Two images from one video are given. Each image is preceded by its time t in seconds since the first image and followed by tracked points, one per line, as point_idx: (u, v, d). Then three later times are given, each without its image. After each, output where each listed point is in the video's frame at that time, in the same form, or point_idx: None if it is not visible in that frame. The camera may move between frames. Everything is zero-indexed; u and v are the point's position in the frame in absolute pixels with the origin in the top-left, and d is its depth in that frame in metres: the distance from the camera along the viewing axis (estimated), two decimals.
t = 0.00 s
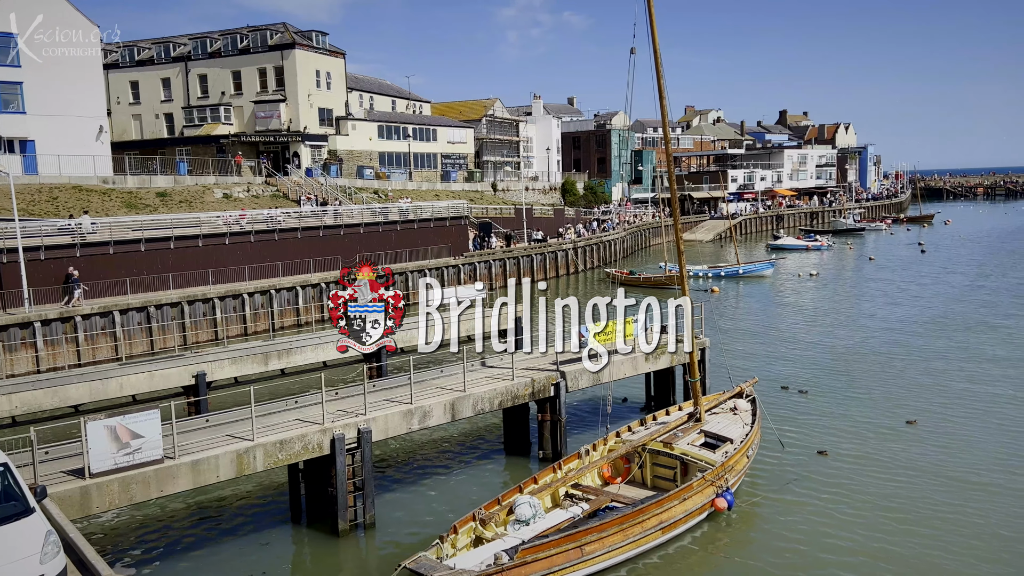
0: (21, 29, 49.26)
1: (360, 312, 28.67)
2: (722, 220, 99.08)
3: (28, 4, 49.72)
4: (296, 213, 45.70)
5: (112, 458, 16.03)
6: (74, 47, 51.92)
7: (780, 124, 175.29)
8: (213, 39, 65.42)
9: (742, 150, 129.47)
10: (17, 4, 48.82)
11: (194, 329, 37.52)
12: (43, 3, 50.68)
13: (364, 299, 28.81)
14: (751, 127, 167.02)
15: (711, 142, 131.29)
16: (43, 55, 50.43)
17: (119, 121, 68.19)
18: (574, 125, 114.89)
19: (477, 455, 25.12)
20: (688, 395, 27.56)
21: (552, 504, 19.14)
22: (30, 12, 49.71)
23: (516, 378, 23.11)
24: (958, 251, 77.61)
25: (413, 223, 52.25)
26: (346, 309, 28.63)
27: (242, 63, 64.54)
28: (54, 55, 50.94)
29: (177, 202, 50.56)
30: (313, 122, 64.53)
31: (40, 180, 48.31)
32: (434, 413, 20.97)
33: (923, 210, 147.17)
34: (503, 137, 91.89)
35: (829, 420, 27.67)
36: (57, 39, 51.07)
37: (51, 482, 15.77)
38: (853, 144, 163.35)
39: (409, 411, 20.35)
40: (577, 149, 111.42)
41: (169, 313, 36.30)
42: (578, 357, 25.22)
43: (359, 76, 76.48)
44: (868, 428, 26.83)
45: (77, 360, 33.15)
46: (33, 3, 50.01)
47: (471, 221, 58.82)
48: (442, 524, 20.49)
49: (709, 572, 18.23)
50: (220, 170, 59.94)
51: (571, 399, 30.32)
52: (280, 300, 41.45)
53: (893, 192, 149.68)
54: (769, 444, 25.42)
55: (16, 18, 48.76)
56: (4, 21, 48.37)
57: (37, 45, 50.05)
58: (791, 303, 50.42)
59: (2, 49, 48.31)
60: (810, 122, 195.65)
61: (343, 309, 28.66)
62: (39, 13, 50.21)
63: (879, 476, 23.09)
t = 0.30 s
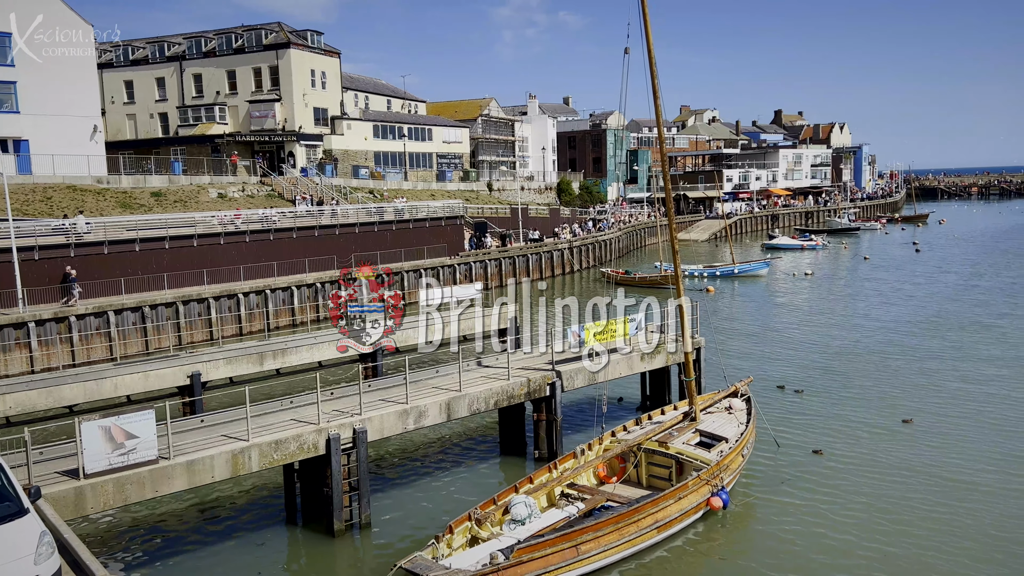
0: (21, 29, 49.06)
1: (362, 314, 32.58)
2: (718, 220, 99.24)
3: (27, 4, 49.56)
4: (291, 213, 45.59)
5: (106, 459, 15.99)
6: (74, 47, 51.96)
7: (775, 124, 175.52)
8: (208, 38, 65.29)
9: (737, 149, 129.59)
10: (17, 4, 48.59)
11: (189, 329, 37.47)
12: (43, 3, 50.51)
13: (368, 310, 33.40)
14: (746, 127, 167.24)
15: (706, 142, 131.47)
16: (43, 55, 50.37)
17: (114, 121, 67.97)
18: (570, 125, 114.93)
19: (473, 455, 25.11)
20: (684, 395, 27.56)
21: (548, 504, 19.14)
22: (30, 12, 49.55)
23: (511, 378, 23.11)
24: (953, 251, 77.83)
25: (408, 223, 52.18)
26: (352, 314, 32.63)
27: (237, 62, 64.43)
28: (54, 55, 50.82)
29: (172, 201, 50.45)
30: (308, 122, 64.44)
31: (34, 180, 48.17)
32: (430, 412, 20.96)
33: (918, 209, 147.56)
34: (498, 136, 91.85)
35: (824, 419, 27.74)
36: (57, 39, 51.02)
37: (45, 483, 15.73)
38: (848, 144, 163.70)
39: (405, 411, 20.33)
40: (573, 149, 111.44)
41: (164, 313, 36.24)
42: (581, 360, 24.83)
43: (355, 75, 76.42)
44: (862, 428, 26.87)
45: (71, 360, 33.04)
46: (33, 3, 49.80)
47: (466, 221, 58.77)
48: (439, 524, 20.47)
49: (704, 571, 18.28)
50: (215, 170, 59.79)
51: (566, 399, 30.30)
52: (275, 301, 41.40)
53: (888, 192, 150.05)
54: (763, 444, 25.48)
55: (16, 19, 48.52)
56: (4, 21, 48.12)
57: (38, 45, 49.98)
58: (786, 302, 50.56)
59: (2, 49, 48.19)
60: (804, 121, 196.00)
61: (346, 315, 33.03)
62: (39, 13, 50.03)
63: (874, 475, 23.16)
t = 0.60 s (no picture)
0: (21, 29, 49.52)
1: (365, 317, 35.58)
2: (713, 219, 99.38)
3: (28, 4, 50.09)
4: (286, 213, 45.48)
5: (101, 459, 15.95)
6: (73, 47, 52.24)
7: (769, 123, 175.76)
8: (202, 37, 65.14)
9: (732, 149, 129.73)
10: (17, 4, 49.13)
11: (183, 329, 37.39)
12: (43, 4, 51.07)
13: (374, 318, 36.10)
14: (741, 126, 167.51)
15: (701, 142, 131.59)
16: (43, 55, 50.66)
17: (108, 120, 67.73)
18: (565, 124, 114.99)
19: (469, 454, 25.12)
20: (679, 394, 27.59)
21: (543, 503, 19.17)
22: (30, 12, 50.07)
23: (507, 377, 23.12)
24: (947, 250, 78.13)
25: (404, 223, 52.12)
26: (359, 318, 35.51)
27: (232, 62, 64.30)
28: (54, 54, 51.17)
29: (166, 201, 50.31)
30: (303, 121, 64.34)
31: (28, 180, 47.99)
32: (425, 412, 20.96)
33: (913, 208, 148.01)
34: (493, 136, 91.80)
35: (819, 418, 27.82)
36: (57, 39, 51.33)
37: (39, 483, 15.68)
38: (842, 143, 164.05)
39: (400, 410, 20.32)
40: (568, 148, 111.44)
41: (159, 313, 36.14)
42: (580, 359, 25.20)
43: (350, 75, 76.34)
44: (856, 427, 26.92)
45: (65, 360, 32.94)
46: (33, 3, 50.37)
47: (462, 220, 58.73)
48: (434, 524, 20.46)
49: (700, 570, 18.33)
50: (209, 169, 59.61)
51: (562, 399, 30.29)
52: (270, 300, 41.34)
53: (882, 191, 150.50)
54: (758, 443, 25.53)
55: (16, 18, 48.99)
56: (4, 21, 48.56)
57: (37, 45, 50.28)
58: (781, 301, 50.68)
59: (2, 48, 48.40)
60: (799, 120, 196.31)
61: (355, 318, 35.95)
62: (38, 14, 50.56)
63: (868, 474, 23.24)
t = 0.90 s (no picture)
0: (21, 29, 49.63)
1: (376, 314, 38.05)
2: (707, 218, 99.54)
3: (29, 3, 50.06)
4: (279, 212, 45.33)
5: (94, 459, 15.89)
6: (72, 47, 52.30)
7: (763, 123, 176.08)
8: (195, 36, 64.96)
9: (726, 148, 129.93)
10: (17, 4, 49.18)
11: (177, 329, 37.28)
12: (44, 4, 50.96)
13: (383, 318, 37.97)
14: (735, 125, 167.78)
15: (695, 141, 131.81)
16: (43, 55, 50.78)
17: (100, 119, 67.42)
18: (559, 123, 114.97)
19: (463, 454, 25.11)
20: (673, 393, 27.61)
21: (537, 502, 19.18)
22: (30, 12, 50.05)
23: (501, 376, 23.12)
24: (940, 249, 78.44)
25: (398, 222, 52.00)
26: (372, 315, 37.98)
27: (225, 60, 64.15)
28: (54, 54, 51.28)
29: (160, 201, 50.15)
30: (297, 120, 64.22)
31: (21, 179, 47.77)
32: (420, 412, 20.94)
33: (906, 207, 148.45)
34: (488, 135, 91.74)
35: (813, 417, 27.89)
36: (58, 40, 51.42)
37: (31, 484, 15.62)
38: (836, 143, 164.42)
39: (394, 410, 20.32)
40: (562, 148, 111.43)
41: (152, 313, 36.03)
42: (577, 358, 25.37)
43: (343, 74, 76.26)
44: (850, 426, 27.00)
45: (58, 360, 32.81)
46: (34, 3, 50.30)
47: (456, 220, 58.69)
48: (429, 524, 20.43)
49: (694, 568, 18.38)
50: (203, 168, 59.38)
51: (556, 398, 30.30)
52: (264, 300, 41.26)
53: (876, 190, 150.95)
54: (752, 442, 25.59)
55: (16, 18, 49.17)
56: (4, 22, 48.82)
57: (37, 45, 50.35)
58: (775, 300, 50.83)
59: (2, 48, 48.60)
60: (793, 120, 196.66)
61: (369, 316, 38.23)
62: (39, 14, 50.50)
63: (861, 473, 23.31)
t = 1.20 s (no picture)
0: (20, 29, 50.00)
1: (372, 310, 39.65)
2: (692, 216, 99.97)
3: (30, 3, 50.30)
4: (264, 210, 45.05)
5: (76, 459, 15.75)
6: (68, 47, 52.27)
7: (748, 121, 176.92)
8: (179, 33, 64.44)
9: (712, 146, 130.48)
10: (18, 4, 49.39)
11: (161, 328, 37.01)
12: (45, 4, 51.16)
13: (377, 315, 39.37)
14: (720, 123, 168.56)
15: (681, 139, 132.33)
16: (43, 55, 51.18)
17: (82, 117, 66.71)
18: (545, 121, 114.96)
19: (450, 452, 25.10)
20: (659, 389, 27.73)
21: (524, 499, 19.23)
22: (31, 11, 50.28)
23: (488, 374, 23.12)
24: (922, 246, 79.20)
25: (384, 220, 51.84)
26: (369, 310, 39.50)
27: (209, 57, 63.68)
28: (54, 55, 51.65)
29: (143, 199, 49.74)
30: (281, 118, 63.87)
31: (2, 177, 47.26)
32: (406, 410, 20.91)
33: (889, 205, 149.80)
34: (474, 132, 91.60)
35: (797, 413, 28.10)
36: (57, 40, 51.62)
37: (13, 484, 15.47)
38: (820, 141, 165.59)
39: (380, 408, 20.27)
40: (548, 145, 111.45)
41: (135, 312, 35.74)
42: (565, 355, 25.45)
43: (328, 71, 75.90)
44: (833, 422, 27.20)
45: (39, 360, 32.49)
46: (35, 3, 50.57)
47: (442, 217, 58.62)
48: (415, 522, 20.42)
49: (679, 563, 18.49)
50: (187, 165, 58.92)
51: (542, 395, 30.35)
52: (249, 298, 41.05)
53: (859, 187, 152.10)
54: (737, 438, 25.75)
55: (15, 18, 49.55)
56: (4, 21, 49.27)
57: (36, 45, 50.75)
58: (759, 298, 51.11)
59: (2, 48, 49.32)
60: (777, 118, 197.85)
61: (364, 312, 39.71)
62: (39, 14, 50.73)
63: (844, 468, 23.54)
